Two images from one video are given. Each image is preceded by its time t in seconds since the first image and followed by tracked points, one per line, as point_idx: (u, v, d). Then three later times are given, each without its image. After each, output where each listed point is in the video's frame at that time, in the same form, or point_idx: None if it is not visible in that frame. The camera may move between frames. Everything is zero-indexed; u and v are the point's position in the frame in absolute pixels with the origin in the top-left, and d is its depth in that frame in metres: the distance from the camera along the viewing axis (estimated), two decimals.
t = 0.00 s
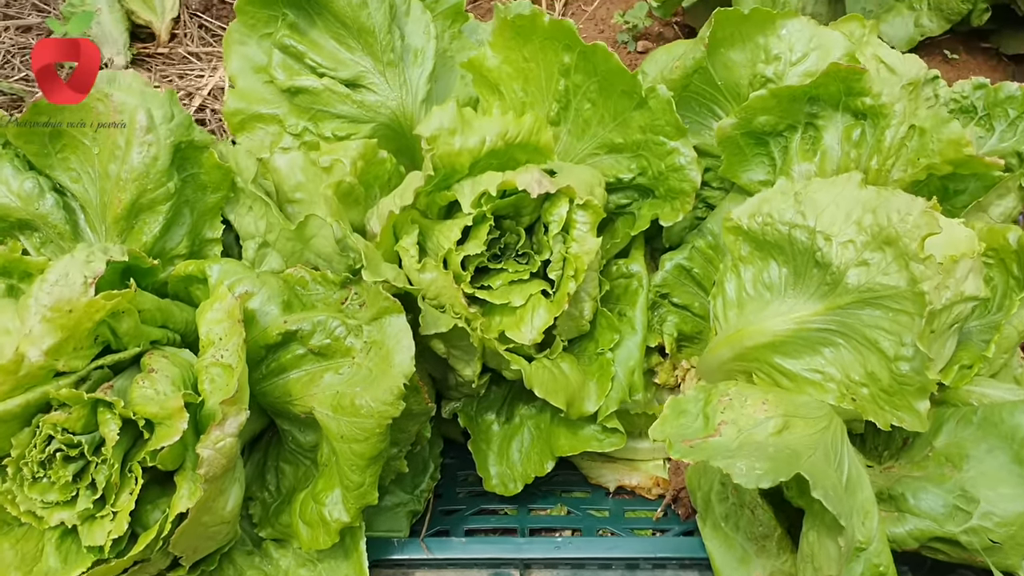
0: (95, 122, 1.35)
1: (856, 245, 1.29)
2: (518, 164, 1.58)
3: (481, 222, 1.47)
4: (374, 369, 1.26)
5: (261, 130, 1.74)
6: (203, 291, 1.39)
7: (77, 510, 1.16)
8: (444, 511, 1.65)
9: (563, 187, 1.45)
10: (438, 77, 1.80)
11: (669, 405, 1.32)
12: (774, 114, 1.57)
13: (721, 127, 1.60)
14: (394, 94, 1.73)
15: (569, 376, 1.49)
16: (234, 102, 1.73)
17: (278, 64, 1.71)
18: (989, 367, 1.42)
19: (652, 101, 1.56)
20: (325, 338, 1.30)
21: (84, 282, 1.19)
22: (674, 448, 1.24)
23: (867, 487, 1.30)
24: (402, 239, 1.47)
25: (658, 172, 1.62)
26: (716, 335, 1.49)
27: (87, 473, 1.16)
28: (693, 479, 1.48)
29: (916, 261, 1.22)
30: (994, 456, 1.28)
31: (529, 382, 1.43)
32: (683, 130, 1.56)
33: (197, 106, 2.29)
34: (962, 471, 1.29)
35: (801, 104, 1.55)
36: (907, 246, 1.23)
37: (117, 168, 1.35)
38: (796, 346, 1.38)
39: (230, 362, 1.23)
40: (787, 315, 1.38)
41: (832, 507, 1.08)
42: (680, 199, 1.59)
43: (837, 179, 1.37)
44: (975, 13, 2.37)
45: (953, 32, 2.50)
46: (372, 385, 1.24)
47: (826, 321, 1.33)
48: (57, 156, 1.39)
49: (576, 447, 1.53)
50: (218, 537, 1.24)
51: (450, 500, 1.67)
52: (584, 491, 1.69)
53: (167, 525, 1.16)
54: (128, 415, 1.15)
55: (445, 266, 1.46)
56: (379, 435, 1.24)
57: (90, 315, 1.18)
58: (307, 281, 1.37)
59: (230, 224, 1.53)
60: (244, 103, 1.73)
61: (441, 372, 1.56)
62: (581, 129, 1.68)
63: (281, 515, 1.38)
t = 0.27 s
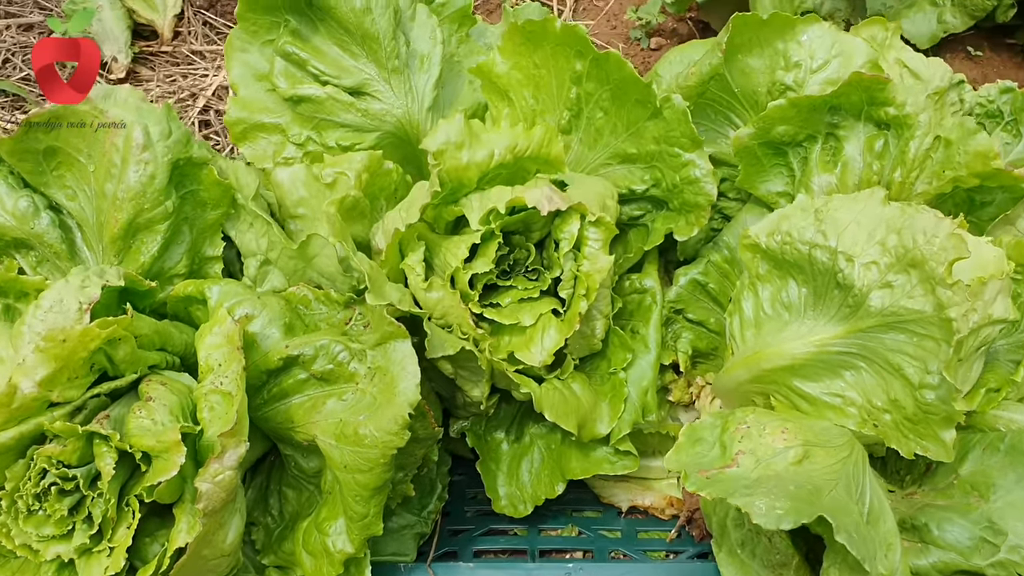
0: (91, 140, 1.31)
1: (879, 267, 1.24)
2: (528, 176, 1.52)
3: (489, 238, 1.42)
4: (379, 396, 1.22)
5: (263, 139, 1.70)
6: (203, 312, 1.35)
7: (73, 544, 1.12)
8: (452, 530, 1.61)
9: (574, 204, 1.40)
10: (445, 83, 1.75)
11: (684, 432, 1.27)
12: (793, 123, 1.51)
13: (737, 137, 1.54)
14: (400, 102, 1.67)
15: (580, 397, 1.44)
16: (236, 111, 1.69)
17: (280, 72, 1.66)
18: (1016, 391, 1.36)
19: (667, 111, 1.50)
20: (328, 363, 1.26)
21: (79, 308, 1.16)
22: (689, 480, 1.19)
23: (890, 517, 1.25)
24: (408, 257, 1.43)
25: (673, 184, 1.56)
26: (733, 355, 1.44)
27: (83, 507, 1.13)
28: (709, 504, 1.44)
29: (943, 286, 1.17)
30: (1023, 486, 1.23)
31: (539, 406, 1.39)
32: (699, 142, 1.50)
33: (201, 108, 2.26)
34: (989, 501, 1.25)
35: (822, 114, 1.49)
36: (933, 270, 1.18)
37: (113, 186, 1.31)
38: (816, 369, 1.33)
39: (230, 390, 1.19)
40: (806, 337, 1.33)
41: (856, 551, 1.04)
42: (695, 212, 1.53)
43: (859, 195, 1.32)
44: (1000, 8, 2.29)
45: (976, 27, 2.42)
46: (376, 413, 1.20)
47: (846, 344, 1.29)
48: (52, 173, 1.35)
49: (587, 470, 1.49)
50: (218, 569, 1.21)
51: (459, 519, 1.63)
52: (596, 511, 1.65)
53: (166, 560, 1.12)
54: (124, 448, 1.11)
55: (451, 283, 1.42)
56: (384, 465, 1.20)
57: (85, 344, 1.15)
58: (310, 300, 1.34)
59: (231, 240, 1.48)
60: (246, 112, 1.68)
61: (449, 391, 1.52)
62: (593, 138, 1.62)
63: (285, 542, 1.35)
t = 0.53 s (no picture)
0: (81, 134, 1.27)
1: (896, 266, 1.19)
2: (532, 168, 1.47)
3: (493, 234, 1.38)
4: (378, 400, 1.19)
5: (261, 128, 1.65)
6: (198, 310, 1.31)
7: (66, 552, 1.10)
8: (454, 529, 1.58)
9: (581, 199, 1.35)
10: (448, 69, 1.70)
11: (693, 436, 1.24)
12: (808, 113, 1.45)
13: (749, 127, 1.49)
14: (401, 89, 1.62)
15: (586, 396, 1.41)
16: (232, 100, 1.64)
17: (278, 59, 1.61)
18: None
19: (676, 100, 1.44)
20: (326, 365, 1.23)
21: (70, 310, 1.12)
22: (698, 487, 1.16)
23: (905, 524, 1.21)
24: (409, 253, 1.39)
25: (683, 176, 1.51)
26: (744, 354, 1.40)
27: (76, 514, 1.10)
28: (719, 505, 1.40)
29: (964, 287, 1.12)
30: None
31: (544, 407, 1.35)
32: (708, 132, 1.45)
33: (201, 91, 2.22)
34: (1008, 507, 1.21)
35: (837, 103, 1.44)
36: (953, 271, 1.13)
37: (105, 182, 1.28)
38: (829, 370, 1.29)
39: (225, 393, 1.15)
40: (820, 338, 1.28)
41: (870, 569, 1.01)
42: (705, 205, 1.49)
43: (876, 189, 1.27)
44: None
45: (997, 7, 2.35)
46: (376, 418, 1.17)
47: (861, 345, 1.24)
48: (42, 168, 1.31)
49: (593, 471, 1.46)
50: None
51: (462, 517, 1.60)
52: (602, 509, 1.62)
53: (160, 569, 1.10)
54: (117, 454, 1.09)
55: (454, 280, 1.38)
56: (383, 471, 1.17)
57: (75, 348, 1.12)
58: (309, 297, 1.31)
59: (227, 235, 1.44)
60: (243, 101, 1.63)
61: (452, 390, 1.48)
62: (600, 127, 1.56)
63: (284, 545, 1.32)
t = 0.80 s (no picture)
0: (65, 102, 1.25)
1: (894, 238, 1.17)
2: (527, 134, 1.44)
3: (485, 204, 1.36)
4: (368, 373, 1.18)
5: (252, 92, 1.61)
6: (188, 280, 1.30)
7: (58, 524, 1.10)
8: (449, 495, 1.58)
9: (575, 168, 1.32)
10: (443, 29, 1.64)
11: (685, 410, 1.24)
12: (809, 78, 1.42)
13: (749, 92, 1.45)
14: (393, 51, 1.58)
15: (580, 367, 1.40)
16: (223, 63, 1.59)
17: (268, 21, 1.57)
18: None
19: (674, 65, 1.40)
20: (316, 337, 1.22)
21: (56, 283, 1.12)
22: (688, 461, 1.15)
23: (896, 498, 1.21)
24: (400, 221, 1.38)
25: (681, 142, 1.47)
26: (739, 324, 1.38)
27: (66, 487, 1.10)
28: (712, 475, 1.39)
29: (962, 261, 1.09)
30: None
31: (537, 378, 1.33)
32: (707, 97, 1.40)
33: (196, 50, 2.27)
34: (1001, 481, 1.20)
35: (839, 67, 1.40)
36: (951, 245, 1.11)
37: (91, 151, 1.25)
38: (824, 342, 1.27)
39: (215, 366, 1.14)
40: (816, 310, 1.27)
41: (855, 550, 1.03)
42: (703, 174, 1.44)
43: (875, 158, 1.25)
44: None
45: None
46: (366, 391, 1.16)
47: (857, 318, 1.23)
48: (28, 137, 1.29)
49: (586, 441, 1.45)
50: (207, 548, 1.19)
51: (457, 483, 1.60)
52: (597, 475, 1.62)
53: (150, 541, 1.11)
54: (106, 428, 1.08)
55: (446, 250, 1.36)
56: (373, 444, 1.17)
57: (62, 322, 1.11)
58: (299, 267, 1.29)
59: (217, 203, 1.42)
60: (234, 64, 1.59)
61: (446, 359, 1.47)
62: (597, 91, 1.53)
63: (277, 514, 1.33)
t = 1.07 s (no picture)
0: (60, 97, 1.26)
1: (876, 233, 1.18)
2: (519, 124, 1.44)
3: (475, 196, 1.37)
4: (357, 365, 1.20)
5: (246, 78, 1.61)
6: (184, 271, 1.32)
7: (58, 512, 1.15)
8: (444, 476, 1.61)
9: (563, 160, 1.33)
10: (438, 15, 1.63)
11: (669, 400, 1.27)
12: (799, 67, 1.42)
13: (739, 81, 1.45)
14: (386, 39, 1.58)
15: (568, 356, 1.43)
16: (217, 50, 1.58)
17: (262, 9, 1.57)
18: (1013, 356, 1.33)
19: (664, 54, 1.40)
20: (307, 329, 1.24)
21: (54, 277, 1.14)
22: (669, 452, 1.20)
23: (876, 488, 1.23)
24: (392, 212, 1.39)
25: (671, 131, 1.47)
26: (725, 314, 1.40)
27: (66, 477, 1.15)
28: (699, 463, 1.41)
29: (941, 258, 1.11)
30: (1014, 458, 1.21)
31: (526, 368, 1.36)
32: (696, 88, 1.40)
33: (195, 28, 2.34)
34: (978, 472, 1.22)
35: (830, 57, 1.40)
36: (932, 241, 1.12)
37: (85, 146, 1.27)
38: (808, 333, 1.29)
39: (208, 358, 1.17)
40: (800, 302, 1.28)
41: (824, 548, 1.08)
42: (692, 163, 1.45)
43: (861, 151, 1.25)
44: None
45: None
46: (355, 384, 1.19)
47: (840, 311, 1.24)
48: (24, 131, 1.30)
49: (575, 427, 1.48)
50: (202, 533, 1.24)
51: (452, 465, 1.63)
52: (588, 457, 1.65)
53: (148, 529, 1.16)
54: (102, 420, 1.12)
55: (437, 241, 1.38)
56: (363, 434, 1.21)
57: (58, 317, 1.14)
58: (292, 257, 1.30)
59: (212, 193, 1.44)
60: (228, 51, 1.58)
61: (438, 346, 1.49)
62: (588, 79, 1.52)
63: (274, 499, 1.36)
